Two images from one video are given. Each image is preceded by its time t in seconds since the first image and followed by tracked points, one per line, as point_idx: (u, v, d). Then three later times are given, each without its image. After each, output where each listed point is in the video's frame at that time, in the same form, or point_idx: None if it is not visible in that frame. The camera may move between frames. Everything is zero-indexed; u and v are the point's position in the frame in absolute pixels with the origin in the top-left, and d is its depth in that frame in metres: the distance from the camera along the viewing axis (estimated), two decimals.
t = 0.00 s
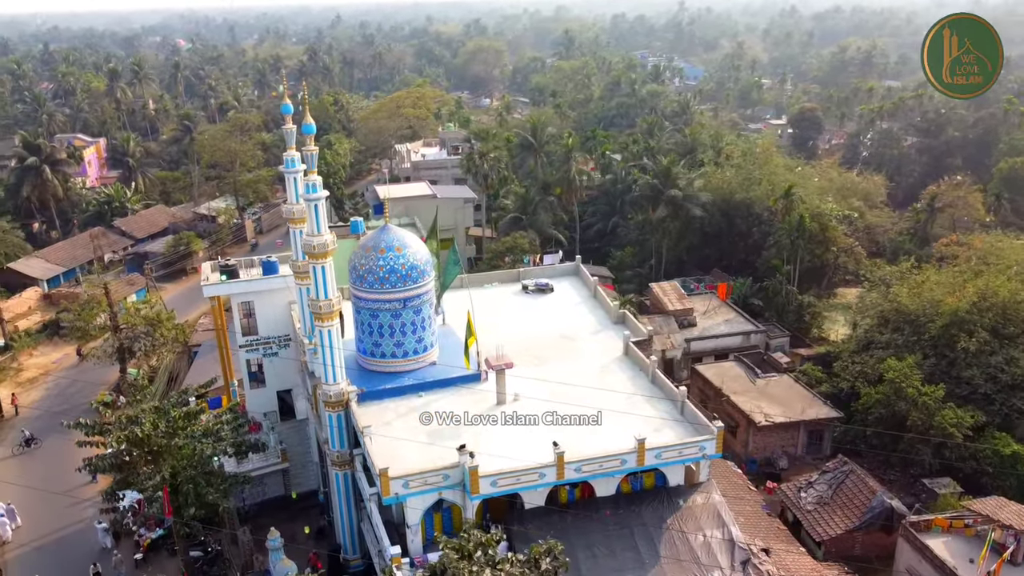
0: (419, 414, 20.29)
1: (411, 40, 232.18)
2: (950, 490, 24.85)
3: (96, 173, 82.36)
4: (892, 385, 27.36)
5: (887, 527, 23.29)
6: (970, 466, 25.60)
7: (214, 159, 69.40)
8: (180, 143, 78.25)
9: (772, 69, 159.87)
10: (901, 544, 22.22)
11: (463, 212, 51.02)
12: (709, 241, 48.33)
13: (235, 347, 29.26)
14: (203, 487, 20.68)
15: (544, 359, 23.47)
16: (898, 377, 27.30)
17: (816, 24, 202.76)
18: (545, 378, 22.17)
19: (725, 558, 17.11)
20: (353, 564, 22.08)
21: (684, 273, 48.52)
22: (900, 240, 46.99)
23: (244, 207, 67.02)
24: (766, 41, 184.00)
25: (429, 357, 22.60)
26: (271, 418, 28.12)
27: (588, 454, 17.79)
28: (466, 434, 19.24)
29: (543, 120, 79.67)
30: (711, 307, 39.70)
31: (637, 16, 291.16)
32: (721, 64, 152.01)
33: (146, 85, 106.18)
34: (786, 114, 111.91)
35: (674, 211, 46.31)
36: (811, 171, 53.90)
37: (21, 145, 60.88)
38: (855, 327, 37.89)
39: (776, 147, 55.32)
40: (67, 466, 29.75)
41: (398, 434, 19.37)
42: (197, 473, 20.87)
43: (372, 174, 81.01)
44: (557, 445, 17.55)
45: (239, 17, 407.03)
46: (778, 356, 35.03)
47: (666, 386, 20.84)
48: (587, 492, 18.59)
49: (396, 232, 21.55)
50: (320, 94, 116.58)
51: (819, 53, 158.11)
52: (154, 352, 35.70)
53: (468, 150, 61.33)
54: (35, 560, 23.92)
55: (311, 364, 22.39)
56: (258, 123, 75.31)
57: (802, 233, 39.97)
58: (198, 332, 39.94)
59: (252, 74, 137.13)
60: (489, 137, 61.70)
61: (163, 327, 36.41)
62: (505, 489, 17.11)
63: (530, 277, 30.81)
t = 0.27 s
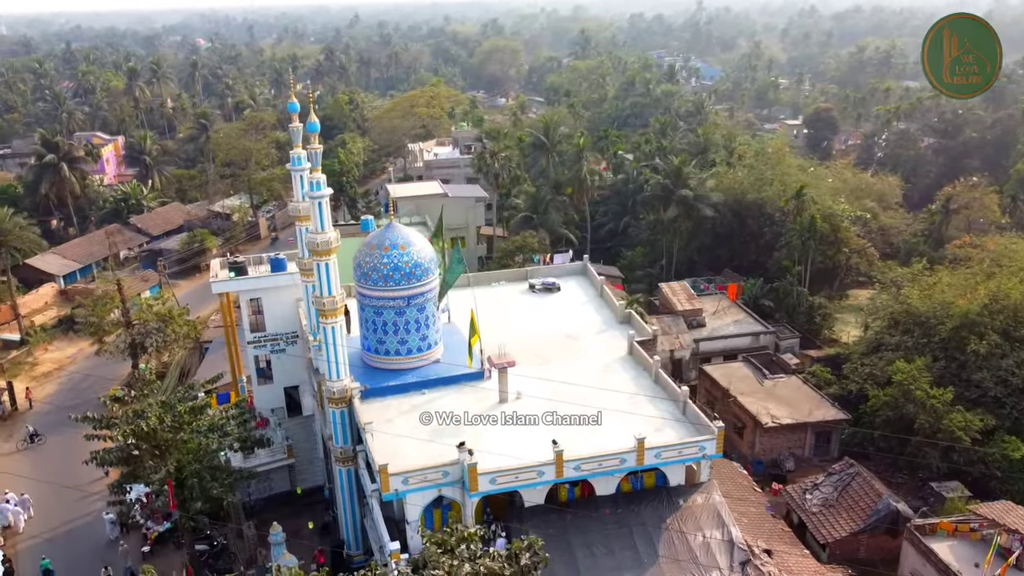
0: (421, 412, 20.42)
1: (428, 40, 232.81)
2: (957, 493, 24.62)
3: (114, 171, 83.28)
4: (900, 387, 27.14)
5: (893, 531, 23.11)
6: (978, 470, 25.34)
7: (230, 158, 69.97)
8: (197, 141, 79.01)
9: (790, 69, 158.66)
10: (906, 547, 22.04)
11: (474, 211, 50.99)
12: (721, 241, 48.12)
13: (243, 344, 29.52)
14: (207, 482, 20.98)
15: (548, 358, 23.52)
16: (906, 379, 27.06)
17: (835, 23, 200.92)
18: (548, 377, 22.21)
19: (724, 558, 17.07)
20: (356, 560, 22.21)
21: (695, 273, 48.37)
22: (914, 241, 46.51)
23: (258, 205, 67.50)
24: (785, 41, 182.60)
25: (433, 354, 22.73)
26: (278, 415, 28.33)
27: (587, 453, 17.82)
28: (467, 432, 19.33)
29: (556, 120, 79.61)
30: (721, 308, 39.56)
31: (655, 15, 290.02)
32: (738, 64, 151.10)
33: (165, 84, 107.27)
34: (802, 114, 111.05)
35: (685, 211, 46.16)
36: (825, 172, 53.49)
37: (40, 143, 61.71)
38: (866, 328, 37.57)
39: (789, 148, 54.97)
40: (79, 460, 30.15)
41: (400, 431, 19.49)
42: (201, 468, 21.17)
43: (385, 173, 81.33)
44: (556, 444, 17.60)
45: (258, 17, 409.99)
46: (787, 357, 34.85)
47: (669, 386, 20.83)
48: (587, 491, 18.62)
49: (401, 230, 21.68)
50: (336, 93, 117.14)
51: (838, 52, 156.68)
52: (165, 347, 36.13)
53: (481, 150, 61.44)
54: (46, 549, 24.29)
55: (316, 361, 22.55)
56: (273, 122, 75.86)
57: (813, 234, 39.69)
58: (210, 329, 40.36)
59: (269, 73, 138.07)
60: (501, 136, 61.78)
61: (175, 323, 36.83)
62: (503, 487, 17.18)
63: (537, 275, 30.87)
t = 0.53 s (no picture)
0: (425, 408, 20.54)
1: (447, 39, 233.35)
2: (966, 497, 24.37)
3: (135, 168, 84.26)
4: (909, 389, 26.92)
5: (900, 534, 22.90)
6: (987, 474, 25.07)
7: (247, 155, 70.58)
8: (215, 139, 79.78)
9: (810, 69, 157.25)
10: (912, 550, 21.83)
11: (488, 210, 51.01)
12: (734, 241, 47.94)
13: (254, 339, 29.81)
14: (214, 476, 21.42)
15: (554, 357, 23.55)
16: (917, 382, 26.80)
17: (857, 23, 198.89)
18: (553, 376, 22.23)
19: (725, 558, 17.01)
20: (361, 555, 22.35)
21: (708, 274, 48.20)
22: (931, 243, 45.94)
23: (274, 203, 68.05)
24: (806, 41, 181.02)
25: (439, 352, 22.85)
26: (287, 410, 28.56)
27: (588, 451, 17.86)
28: (469, 428, 19.43)
29: (572, 119, 79.54)
30: (733, 308, 39.39)
31: (675, 15, 288.83)
32: (757, 63, 150.08)
33: (185, 82, 108.38)
34: (821, 114, 110.06)
35: (698, 211, 46.00)
36: (841, 173, 53.00)
37: (61, 140, 62.61)
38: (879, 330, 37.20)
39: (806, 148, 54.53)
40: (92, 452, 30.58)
41: (404, 427, 19.63)
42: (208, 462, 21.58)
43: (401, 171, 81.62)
44: (557, 442, 17.65)
45: (280, 16, 413.22)
46: (798, 358, 34.61)
47: (673, 386, 20.79)
48: (589, 489, 18.66)
49: (407, 228, 21.77)
50: (355, 91, 117.81)
51: (860, 51, 155.03)
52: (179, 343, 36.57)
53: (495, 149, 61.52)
54: (60, 540, 24.60)
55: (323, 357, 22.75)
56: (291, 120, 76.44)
57: (827, 235, 39.37)
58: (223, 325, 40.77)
59: (289, 71, 139.08)
60: (515, 135, 61.80)
61: (188, 320, 37.27)
62: (504, 484, 17.26)
63: (547, 274, 30.90)
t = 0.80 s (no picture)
0: (429, 406, 20.65)
1: (467, 39, 233.86)
2: (976, 502, 24.13)
3: (155, 166, 85.25)
4: (920, 393, 26.70)
5: (908, 538, 22.73)
6: (998, 479, 24.79)
7: (264, 154, 71.17)
8: (233, 138, 80.54)
9: (831, 69, 155.81)
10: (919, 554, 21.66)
11: (501, 209, 51.06)
12: (748, 242, 47.70)
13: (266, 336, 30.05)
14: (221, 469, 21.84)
15: (560, 356, 23.59)
16: (928, 385, 26.55)
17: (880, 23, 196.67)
18: (558, 375, 22.26)
19: (726, 559, 16.98)
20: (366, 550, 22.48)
21: (722, 274, 47.98)
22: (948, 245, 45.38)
23: (291, 201, 68.60)
24: (827, 40, 179.38)
25: (446, 350, 22.97)
26: (297, 406, 28.78)
27: (589, 450, 17.92)
28: (473, 426, 19.50)
29: (588, 118, 79.41)
30: (745, 309, 39.20)
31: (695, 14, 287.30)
32: (778, 63, 148.87)
33: (206, 81, 109.43)
34: (841, 115, 109.02)
35: (712, 211, 45.81)
36: (858, 174, 52.50)
37: (82, 138, 63.50)
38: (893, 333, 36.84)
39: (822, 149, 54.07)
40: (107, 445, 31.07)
41: (408, 424, 19.76)
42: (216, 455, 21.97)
43: (417, 170, 81.95)
44: (559, 440, 17.69)
45: (301, 16, 416.18)
46: (810, 360, 34.37)
47: (678, 386, 20.75)
48: (591, 488, 18.67)
49: (414, 226, 21.92)
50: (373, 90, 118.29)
51: (882, 51, 153.20)
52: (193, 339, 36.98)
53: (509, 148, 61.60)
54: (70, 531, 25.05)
55: (330, 353, 22.92)
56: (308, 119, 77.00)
57: (841, 236, 39.07)
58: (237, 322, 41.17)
59: (308, 71, 140.01)
60: (530, 135, 61.84)
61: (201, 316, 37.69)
62: (505, 481, 17.34)
63: (557, 273, 30.91)
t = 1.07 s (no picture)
0: (434, 403, 20.77)
1: (486, 38, 234.29)
2: (986, 507, 23.86)
3: (175, 164, 86.20)
4: (931, 396, 26.44)
5: (915, 542, 22.54)
6: (1009, 484, 24.49)
7: (282, 152, 71.78)
8: (252, 136, 81.27)
9: (853, 69, 154.24)
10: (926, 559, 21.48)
11: (515, 208, 51.14)
12: (762, 243, 47.44)
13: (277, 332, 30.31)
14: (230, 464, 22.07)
15: (566, 355, 23.63)
16: (939, 388, 26.31)
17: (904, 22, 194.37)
18: (563, 374, 22.30)
19: (727, 560, 16.95)
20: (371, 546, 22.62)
21: (736, 275, 47.75)
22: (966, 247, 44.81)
23: (308, 199, 69.12)
24: (849, 40, 177.59)
25: (452, 347, 23.08)
26: (307, 403, 29.02)
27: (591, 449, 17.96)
28: (476, 424, 19.59)
29: (605, 118, 79.28)
30: (758, 310, 39.00)
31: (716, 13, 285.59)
32: (798, 63, 147.60)
33: (226, 80, 110.44)
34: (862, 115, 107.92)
35: (726, 211, 45.60)
36: (876, 175, 51.97)
37: (103, 136, 64.35)
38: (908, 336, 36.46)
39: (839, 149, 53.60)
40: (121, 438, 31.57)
41: (413, 420, 19.90)
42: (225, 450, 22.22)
43: (433, 169, 82.24)
44: (560, 439, 17.76)
45: (323, 15, 418.87)
46: (821, 362, 34.13)
47: (683, 386, 20.73)
48: (593, 487, 18.71)
49: (421, 224, 22.04)
50: (391, 89, 118.72)
51: (905, 50, 151.41)
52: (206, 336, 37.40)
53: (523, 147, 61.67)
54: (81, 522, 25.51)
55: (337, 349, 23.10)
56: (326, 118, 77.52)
57: (855, 238, 38.73)
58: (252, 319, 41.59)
59: (327, 70, 140.82)
60: (545, 134, 61.84)
61: (215, 312, 38.13)
62: (506, 479, 17.42)
63: (566, 272, 30.94)
